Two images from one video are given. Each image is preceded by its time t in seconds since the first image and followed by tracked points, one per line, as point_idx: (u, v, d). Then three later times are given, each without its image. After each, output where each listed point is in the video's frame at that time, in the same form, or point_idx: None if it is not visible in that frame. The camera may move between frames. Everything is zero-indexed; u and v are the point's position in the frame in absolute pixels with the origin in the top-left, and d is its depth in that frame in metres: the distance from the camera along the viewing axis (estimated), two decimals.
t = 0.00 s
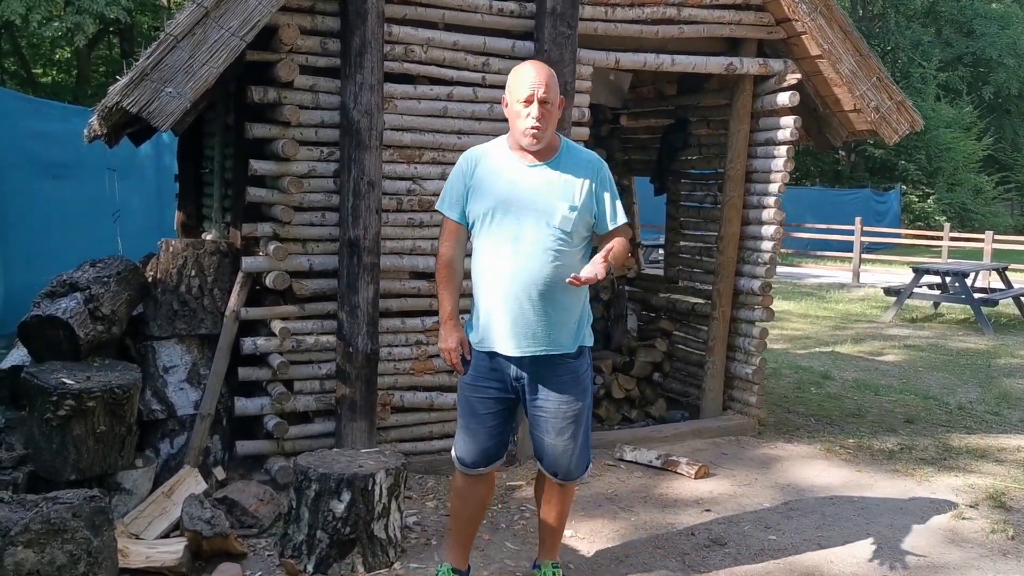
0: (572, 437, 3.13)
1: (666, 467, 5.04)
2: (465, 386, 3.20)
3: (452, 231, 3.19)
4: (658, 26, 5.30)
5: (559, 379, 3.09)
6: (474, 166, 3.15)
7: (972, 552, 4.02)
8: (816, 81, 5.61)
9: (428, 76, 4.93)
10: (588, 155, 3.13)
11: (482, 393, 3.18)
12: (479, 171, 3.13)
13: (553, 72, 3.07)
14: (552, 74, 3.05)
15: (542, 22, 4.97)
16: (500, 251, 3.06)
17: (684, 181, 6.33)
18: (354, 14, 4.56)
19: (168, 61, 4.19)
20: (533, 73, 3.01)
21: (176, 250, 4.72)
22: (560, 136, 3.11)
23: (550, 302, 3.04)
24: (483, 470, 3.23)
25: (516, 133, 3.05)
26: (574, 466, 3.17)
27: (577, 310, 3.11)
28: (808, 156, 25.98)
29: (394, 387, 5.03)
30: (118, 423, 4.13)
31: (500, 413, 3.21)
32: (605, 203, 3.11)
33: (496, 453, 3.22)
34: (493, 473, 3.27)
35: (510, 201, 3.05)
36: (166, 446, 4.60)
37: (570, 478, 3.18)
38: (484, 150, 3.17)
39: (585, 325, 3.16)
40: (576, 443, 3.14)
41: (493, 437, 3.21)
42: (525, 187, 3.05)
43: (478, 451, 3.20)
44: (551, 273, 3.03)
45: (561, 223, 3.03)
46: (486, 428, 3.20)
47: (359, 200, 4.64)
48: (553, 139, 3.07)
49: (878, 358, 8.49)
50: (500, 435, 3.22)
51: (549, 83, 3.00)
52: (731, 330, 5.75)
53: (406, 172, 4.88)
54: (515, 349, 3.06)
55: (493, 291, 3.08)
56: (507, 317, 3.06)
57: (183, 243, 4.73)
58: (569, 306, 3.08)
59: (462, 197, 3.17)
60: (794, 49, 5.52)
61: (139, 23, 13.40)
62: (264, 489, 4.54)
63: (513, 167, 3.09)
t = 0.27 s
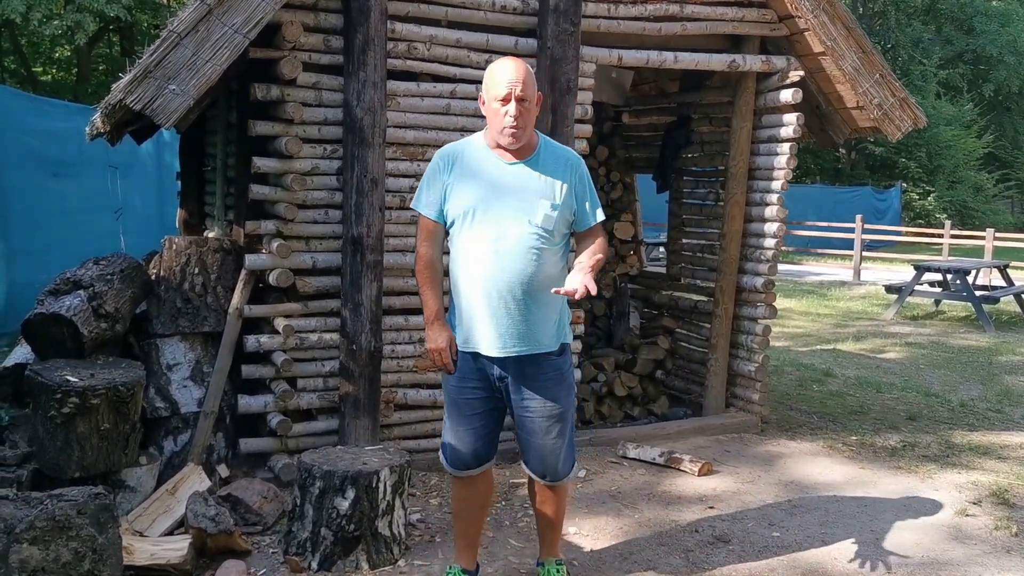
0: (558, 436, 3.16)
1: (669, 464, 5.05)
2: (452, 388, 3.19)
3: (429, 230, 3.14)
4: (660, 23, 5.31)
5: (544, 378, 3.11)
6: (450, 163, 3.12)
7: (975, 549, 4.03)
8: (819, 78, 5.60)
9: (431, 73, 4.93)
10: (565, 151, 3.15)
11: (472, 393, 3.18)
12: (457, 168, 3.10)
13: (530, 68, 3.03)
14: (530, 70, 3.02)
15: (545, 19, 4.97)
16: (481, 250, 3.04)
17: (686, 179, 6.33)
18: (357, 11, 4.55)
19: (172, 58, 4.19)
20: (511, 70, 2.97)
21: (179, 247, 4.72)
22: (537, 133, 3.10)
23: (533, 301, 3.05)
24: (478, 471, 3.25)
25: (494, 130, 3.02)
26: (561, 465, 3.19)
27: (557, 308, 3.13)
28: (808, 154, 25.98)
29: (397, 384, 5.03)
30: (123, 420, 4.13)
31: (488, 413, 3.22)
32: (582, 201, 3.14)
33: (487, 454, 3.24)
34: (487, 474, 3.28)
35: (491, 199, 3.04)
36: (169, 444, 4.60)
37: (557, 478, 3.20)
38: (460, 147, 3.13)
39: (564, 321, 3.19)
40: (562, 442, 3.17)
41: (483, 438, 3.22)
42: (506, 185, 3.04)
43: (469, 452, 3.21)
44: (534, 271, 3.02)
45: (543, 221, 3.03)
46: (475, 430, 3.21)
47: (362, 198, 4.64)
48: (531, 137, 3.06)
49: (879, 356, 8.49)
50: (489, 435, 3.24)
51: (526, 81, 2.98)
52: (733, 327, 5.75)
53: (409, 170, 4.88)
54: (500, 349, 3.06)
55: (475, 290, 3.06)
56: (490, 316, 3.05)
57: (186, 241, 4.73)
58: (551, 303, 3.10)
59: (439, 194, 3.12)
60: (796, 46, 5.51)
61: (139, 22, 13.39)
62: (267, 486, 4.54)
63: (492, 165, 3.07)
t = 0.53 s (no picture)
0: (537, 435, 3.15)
1: (670, 462, 5.06)
2: (428, 388, 3.21)
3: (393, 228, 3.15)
4: (661, 22, 5.31)
5: (519, 376, 3.11)
6: (418, 163, 3.13)
7: (977, 547, 4.03)
8: (820, 76, 5.60)
9: (432, 72, 4.93)
10: (534, 151, 3.18)
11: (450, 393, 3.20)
12: (425, 168, 3.12)
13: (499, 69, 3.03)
14: (499, 71, 3.02)
15: (546, 18, 4.98)
16: (449, 250, 3.04)
17: (687, 177, 6.33)
18: (358, 10, 4.56)
19: (174, 58, 4.18)
20: (480, 72, 2.97)
21: (181, 246, 4.73)
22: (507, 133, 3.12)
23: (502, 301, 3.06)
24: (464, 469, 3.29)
25: (465, 132, 3.03)
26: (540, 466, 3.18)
27: (527, 308, 3.14)
28: (808, 152, 25.96)
29: (399, 383, 5.03)
30: (125, 419, 4.14)
31: (467, 412, 3.24)
32: (552, 202, 3.16)
33: (467, 452, 3.27)
34: (472, 472, 3.33)
35: (460, 199, 3.05)
36: (172, 443, 4.62)
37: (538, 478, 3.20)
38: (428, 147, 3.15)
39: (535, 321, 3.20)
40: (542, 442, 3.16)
41: (465, 436, 3.25)
42: (474, 186, 3.06)
43: (449, 451, 3.24)
44: (502, 272, 3.04)
45: (512, 221, 3.04)
46: (455, 429, 3.23)
47: (364, 197, 4.65)
48: (501, 138, 3.08)
49: (880, 354, 8.50)
50: (469, 434, 3.26)
51: (497, 83, 2.98)
52: (734, 325, 5.76)
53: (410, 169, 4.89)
54: (472, 350, 3.06)
55: (444, 290, 3.06)
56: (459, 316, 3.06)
57: (188, 240, 4.74)
58: (521, 304, 3.12)
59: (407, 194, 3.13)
60: (798, 44, 5.50)
61: (139, 21, 13.38)
62: (269, 485, 4.55)
63: (461, 165, 3.09)
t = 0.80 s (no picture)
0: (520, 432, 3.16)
1: (672, 460, 5.06)
2: (417, 382, 3.22)
3: (377, 224, 3.17)
4: (663, 19, 5.31)
5: (504, 373, 3.11)
6: (400, 161, 3.16)
7: (979, 544, 4.03)
8: (821, 74, 5.57)
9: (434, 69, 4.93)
10: (516, 145, 3.17)
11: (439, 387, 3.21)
12: (407, 167, 3.14)
13: (469, 66, 3.03)
14: (468, 69, 3.02)
15: (548, 15, 4.98)
16: (431, 246, 3.05)
17: (689, 175, 6.33)
18: (360, 7, 4.56)
19: (176, 55, 4.18)
20: (446, 71, 2.98)
21: (183, 243, 4.73)
22: (484, 131, 3.12)
23: (487, 296, 3.05)
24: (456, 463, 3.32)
25: (436, 131, 3.05)
26: (524, 463, 3.19)
27: (514, 302, 3.13)
28: (809, 150, 25.94)
29: (400, 381, 5.04)
30: (127, 416, 4.14)
31: (456, 406, 3.25)
32: (536, 194, 3.14)
33: (458, 446, 3.29)
34: (466, 467, 3.34)
35: (440, 196, 3.06)
36: (174, 440, 4.62)
37: (521, 477, 3.20)
38: (409, 145, 3.18)
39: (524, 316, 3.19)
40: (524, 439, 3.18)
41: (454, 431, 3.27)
42: (455, 182, 3.07)
43: (437, 444, 3.27)
44: (485, 266, 3.03)
45: (493, 216, 3.04)
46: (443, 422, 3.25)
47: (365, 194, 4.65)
48: (476, 136, 3.08)
49: (881, 352, 8.49)
50: (458, 428, 3.27)
51: (462, 81, 2.98)
52: (735, 323, 5.75)
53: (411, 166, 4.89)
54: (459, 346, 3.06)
55: (428, 287, 3.07)
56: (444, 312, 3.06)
57: (190, 237, 4.74)
58: (508, 298, 3.10)
59: (390, 192, 3.15)
60: (800, 41, 5.48)
61: (140, 19, 13.36)
62: (271, 482, 4.55)
63: (442, 162, 3.10)
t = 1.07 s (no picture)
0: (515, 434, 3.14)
1: (672, 460, 5.05)
2: (416, 381, 3.26)
3: (382, 231, 3.27)
4: (663, 20, 5.30)
5: (496, 374, 3.09)
6: (395, 164, 3.24)
7: (979, 545, 4.03)
8: (821, 74, 5.58)
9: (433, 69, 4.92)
10: (502, 140, 3.13)
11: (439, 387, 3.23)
12: (398, 172, 3.21)
13: (423, 74, 2.99)
14: (419, 78, 2.98)
15: (548, 16, 4.97)
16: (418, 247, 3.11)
17: (689, 175, 6.32)
18: (360, 8, 4.56)
19: (175, 55, 4.18)
20: (395, 84, 2.98)
21: (183, 243, 4.72)
22: (453, 134, 3.08)
23: (473, 294, 3.07)
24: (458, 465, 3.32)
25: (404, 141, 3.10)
26: (519, 465, 3.17)
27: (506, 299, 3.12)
28: (809, 150, 25.94)
29: (400, 381, 5.04)
30: (127, 416, 4.14)
31: (457, 406, 3.27)
32: (524, 187, 3.08)
33: (458, 447, 3.30)
34: (467, 468, 3.35)
35: (425, 200, 3.11)
36: (173, 440, 4.62)
37: (516, 479, 3.18)
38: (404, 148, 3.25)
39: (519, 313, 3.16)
40: (519, 441, 3.15)
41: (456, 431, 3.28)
42: (440, 183, 3.10)
43: (438, 444, 3.29)
44: (469, 265, 3.05)
45: (475, 215, 3.04)
46: (444, 421, 3.27)
47: (365, 194, 4.65)
48: (441, 142, 3.06)
49: (881, 352, 8.49)
50: (459, 428, 3.28)
51: (409, 94, 2.96)
52: (735, 323, 5.75)
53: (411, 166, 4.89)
54: (451, 346, 3.09)
55: (417, 287, 3.14)
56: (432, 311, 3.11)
57: (190, 238, 4.73)
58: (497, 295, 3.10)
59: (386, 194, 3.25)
60: (800, 42, 5.49)
61: (140, 19, 13.36)
62: (271, 483, 4.55)
63: (429, 162, 3.14)
